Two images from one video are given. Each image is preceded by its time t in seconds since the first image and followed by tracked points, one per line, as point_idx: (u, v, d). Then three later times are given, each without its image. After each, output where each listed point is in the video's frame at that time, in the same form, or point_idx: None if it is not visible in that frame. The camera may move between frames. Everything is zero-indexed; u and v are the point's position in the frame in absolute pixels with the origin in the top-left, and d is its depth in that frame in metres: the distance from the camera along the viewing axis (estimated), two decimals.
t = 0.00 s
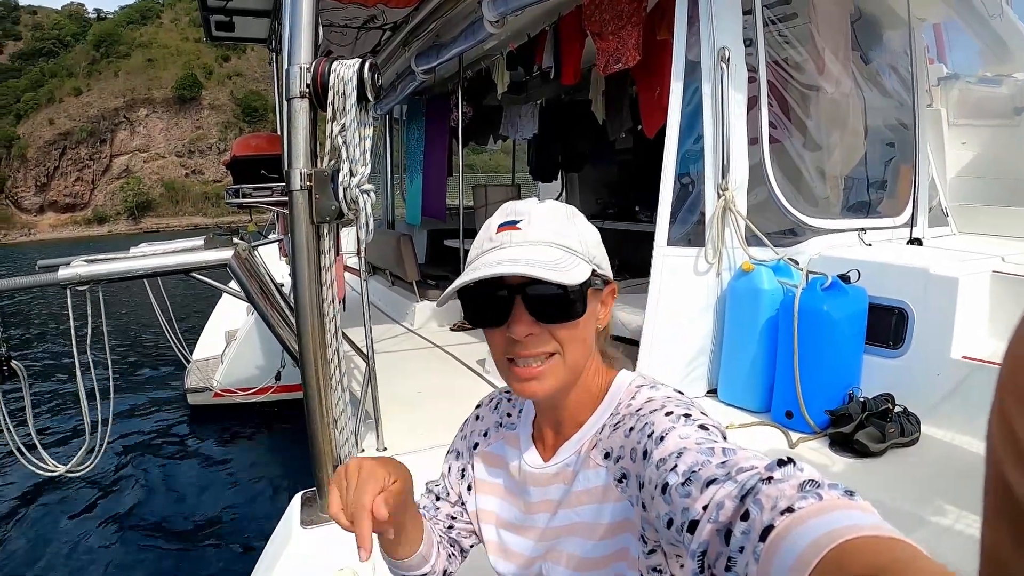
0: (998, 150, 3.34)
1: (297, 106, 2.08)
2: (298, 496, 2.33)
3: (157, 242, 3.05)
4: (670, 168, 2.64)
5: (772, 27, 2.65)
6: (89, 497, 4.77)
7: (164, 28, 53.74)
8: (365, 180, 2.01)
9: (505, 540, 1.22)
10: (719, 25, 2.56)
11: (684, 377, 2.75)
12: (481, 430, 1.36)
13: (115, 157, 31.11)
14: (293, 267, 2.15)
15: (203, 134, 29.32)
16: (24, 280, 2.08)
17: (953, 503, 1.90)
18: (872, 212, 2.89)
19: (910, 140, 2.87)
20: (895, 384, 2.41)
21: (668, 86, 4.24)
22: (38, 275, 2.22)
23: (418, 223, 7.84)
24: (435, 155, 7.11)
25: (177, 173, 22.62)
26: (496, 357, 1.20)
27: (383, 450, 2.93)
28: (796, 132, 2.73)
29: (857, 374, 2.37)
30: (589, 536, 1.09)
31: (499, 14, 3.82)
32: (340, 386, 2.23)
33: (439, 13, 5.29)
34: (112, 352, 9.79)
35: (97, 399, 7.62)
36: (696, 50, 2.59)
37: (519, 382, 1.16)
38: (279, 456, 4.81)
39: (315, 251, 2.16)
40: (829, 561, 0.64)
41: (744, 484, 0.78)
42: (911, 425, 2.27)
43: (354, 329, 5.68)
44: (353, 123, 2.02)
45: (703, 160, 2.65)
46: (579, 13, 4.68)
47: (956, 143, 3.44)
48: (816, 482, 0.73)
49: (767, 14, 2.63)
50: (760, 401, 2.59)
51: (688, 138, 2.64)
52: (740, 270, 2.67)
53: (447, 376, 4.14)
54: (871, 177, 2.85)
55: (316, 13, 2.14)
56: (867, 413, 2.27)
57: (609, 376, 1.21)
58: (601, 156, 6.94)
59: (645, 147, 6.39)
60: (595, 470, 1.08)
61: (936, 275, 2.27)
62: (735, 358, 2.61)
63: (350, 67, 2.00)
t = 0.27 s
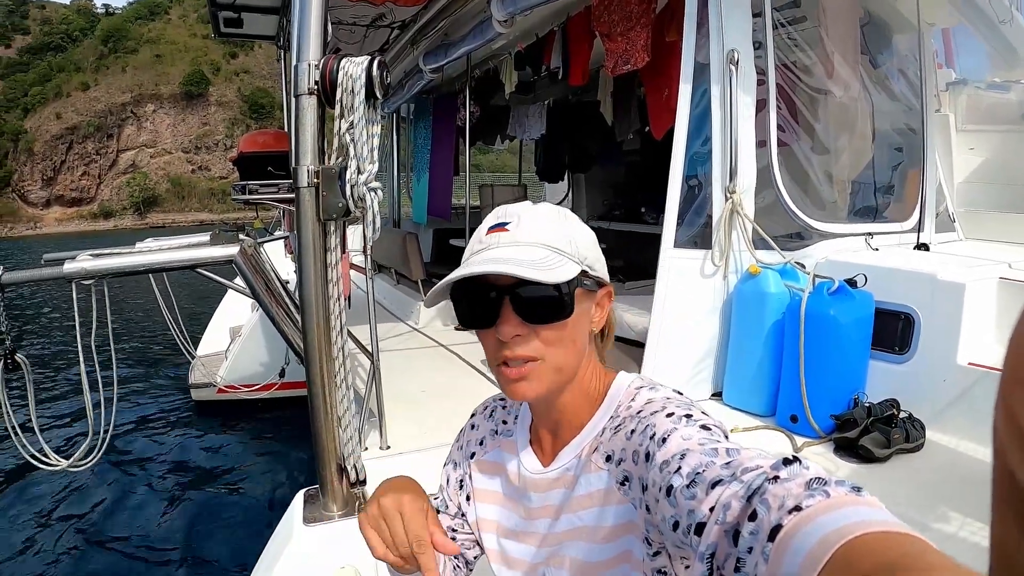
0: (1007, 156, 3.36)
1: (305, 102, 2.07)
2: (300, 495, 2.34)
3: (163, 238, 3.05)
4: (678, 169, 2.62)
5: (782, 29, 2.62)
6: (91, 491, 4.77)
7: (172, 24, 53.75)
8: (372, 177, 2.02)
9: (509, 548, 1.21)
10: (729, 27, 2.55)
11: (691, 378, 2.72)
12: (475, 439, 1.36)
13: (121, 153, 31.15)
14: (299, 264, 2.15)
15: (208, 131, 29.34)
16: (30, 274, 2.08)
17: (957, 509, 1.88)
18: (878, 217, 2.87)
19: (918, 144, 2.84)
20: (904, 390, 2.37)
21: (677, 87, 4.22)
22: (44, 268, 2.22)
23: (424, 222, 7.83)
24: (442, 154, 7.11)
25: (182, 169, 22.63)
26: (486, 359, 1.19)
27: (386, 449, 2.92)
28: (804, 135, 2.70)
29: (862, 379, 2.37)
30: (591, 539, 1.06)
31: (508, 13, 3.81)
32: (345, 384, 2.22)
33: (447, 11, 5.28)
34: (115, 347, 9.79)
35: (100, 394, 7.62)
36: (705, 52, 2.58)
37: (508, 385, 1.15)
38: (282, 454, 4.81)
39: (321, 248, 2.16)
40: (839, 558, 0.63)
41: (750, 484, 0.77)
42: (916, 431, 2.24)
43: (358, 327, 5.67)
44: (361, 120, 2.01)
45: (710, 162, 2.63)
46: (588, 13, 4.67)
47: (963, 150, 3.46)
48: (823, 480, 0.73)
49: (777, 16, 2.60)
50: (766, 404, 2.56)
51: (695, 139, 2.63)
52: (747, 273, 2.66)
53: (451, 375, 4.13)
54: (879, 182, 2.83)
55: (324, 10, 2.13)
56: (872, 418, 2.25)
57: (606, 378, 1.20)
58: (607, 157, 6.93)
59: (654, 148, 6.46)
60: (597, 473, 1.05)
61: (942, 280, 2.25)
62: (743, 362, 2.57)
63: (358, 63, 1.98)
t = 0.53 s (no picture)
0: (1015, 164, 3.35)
1: (315, 99, 2.09)
2: (303, 490, 2.35)
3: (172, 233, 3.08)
4: (684, 171, 2.63)
5: (791, 33, 2.64)
6: (96, 483, 4.81)
7: (182, 21, 53.78)
8: (380, 174, 2.06)
9: (506, 547, 1.26)
10: (738, 29, 2.54)
11: (695, 379, 2.74)
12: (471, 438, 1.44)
13: (129, 148, 31.24)
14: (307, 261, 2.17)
15: (216, 128, 29.39)
16: (38, 265, 2.10)
17: (958, 516, 1.89)
18: (884, 222, 2.87)
19: (926, 150, 2.85)
20: (912, 395, 2.36)
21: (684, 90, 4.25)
22: (54, 260, 2.23)
23: (430, 221, 7.86)
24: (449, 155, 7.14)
25: (189, 165, 22.68)
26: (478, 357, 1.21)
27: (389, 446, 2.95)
28: (812, 139, 2.71)
29: (866, 384, 2.38)
30: (587, 538, 1.11)
31: (517, 13, 3.83)
32: (350, 382, 2.24)
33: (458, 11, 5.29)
34: (121, 341, 9.83)
35: (106, 388, 7.66)
36: (713, 55, 2.58)
37: (499, 381, 1.16)
38: (286, 450, 4.84)
39: (329, 244, 2.18)
40: (833, 558, 0.65)
41: (743, 482, 0.79)
42: (921, 436, 2.25)
43: (364, 325, 5.69)
44: (370, 117, 2.04)
45: (717, 165, 2.63)
46: (598, 15, 4.69)
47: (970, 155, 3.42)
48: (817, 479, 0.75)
49: (785, 20, 2.62)
50: (769, 407, 2.57)
51: (703, 141, 2.63)
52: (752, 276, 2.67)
53: (455, 374, 4.15)
54: (886, 186, 2.83)
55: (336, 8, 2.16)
56: (876, 422, 2.26)
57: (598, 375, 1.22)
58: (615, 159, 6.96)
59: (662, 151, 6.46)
60: (591, 471, 1.09)
61: (948, 285, 2.25)
62: (746, 365, 2.59)
63: (369, 61, 2.02)
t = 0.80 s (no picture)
0: None
1: (331, 96, 2.12)
2: (311, 488, 2.38)
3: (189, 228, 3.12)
4: (696, 174, 2.62)
5: (803, 39, 2.61)
6: (104, 476, 4.85)
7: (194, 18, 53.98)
8: (395, 171, 2.08)
9: (508, 550, 1.27)
10: (751, 34, 2.52)
11: (705, 381, 2.69)
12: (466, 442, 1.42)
13: (141, 144, 31.41)
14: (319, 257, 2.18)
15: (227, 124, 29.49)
16: (51, 258, 2.10)
17: (965, 522, 1.86)
18: (895, 229, 2.83)
19: (939, 160, 2.77)
20: (916, 401, 2.31)
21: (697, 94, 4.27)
22: (67, 253, 2.24)
23: (441, 221, 7.89)
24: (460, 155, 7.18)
25: (200, 161, 22.76)
26: (479, 358, 1.22)
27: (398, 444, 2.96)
28: (823, 144, 2.67)
29: (875, 391, 2.33)
30: (589, 540, 1.13)
31: (532, 15, 3.85)
32: (360, 381, 2.25)
33: (471, 13, 5.30)
34: (133, 335, 9.91)
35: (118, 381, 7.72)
36: (728, 59, 2.57)
37: (500, 382, 1.17)
38: (293, 447, 4.86)
39: (343, 240, 2.19)
40: (839, 553, 0.65)
41: (748, 479, 0.80)
42: (929, 444, 2.20)
43: (374, 324, 5.71)
44: (385, 116, 2.07)
45: (730, 170, 2.62)
46: (611, 19, 4.71)
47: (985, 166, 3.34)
48: (818, 473, 0.75)
49: (799, 26, 2.59)
50: (778, 413, 2.52)
51: (715, 146, 2.62)
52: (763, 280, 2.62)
53: (465, 373, 4.16)
54: (897, 193, 2.79)
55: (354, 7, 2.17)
56: (884, 429, 2.21)
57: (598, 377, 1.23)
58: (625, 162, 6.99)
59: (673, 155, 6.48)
60: (592, 474, 1.10)
61: (957, 294, 2.19)
62: (753, 369, 2.54)
63: (386, 59, 2.04)
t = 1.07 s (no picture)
0: None
1: (336, 97, 2.08)
2: (317, 486, 2.34)
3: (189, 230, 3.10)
4: (698, 175, 2.57)
5: (805, 40, 2.54)
6: (104, 480, 4.83)
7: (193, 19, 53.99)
8: (401, 173, 2.04)
9: (511, 552, 1.19)
10: (753, 32, 2.47)
11: (706, 382, 2.62)
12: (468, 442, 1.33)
13: (141, 146, 31.40)
14: (325, 258, 2.15)
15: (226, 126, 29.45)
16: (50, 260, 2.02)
17: (971, 520, 1.82)
18: (895, 230, 2.78)
19: (939, 159, 2.74)
20: (920, 400, 2.28)
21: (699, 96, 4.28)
22: (68, 255, 2.18)
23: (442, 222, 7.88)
24: (461, 157, 7.17)
25: (200, 164, 22.74)
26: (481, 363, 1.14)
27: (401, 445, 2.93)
28: (825, 145, 2.61)
29: (879, 390, 2.31)
30: (594, 540, 1.05)
31: (535, 15, 3.84)
32: (365, 381, 2.20)
33: (471, 14, 5.28)
34: (135, 337, 9.90)
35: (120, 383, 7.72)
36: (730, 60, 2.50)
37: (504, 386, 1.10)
38: (293, 449, 4.83)
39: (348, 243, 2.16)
40: (843, 557, 0.61)
41: (751, 482, 0.76)
42: (931, 441, 2.16)
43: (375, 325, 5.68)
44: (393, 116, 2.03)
45: (734, 169, 2.55)
46: (612, 20, 4.70)
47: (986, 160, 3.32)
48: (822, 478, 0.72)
49: (801, 26, 2.53)
50: (780, 412, 2.47)
51: (718, 147, 2.55)
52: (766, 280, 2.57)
53: (466, 374, 4.13)
54: (897, 194, 2.75)
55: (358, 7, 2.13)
56: (888, 427, 2.16)
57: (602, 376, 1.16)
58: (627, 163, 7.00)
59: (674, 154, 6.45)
60: (596, 474, 1.02)
61: (958, 294, 2.16)
62: (756, 369, 2.49)
63: (391, 60, 1.99)
